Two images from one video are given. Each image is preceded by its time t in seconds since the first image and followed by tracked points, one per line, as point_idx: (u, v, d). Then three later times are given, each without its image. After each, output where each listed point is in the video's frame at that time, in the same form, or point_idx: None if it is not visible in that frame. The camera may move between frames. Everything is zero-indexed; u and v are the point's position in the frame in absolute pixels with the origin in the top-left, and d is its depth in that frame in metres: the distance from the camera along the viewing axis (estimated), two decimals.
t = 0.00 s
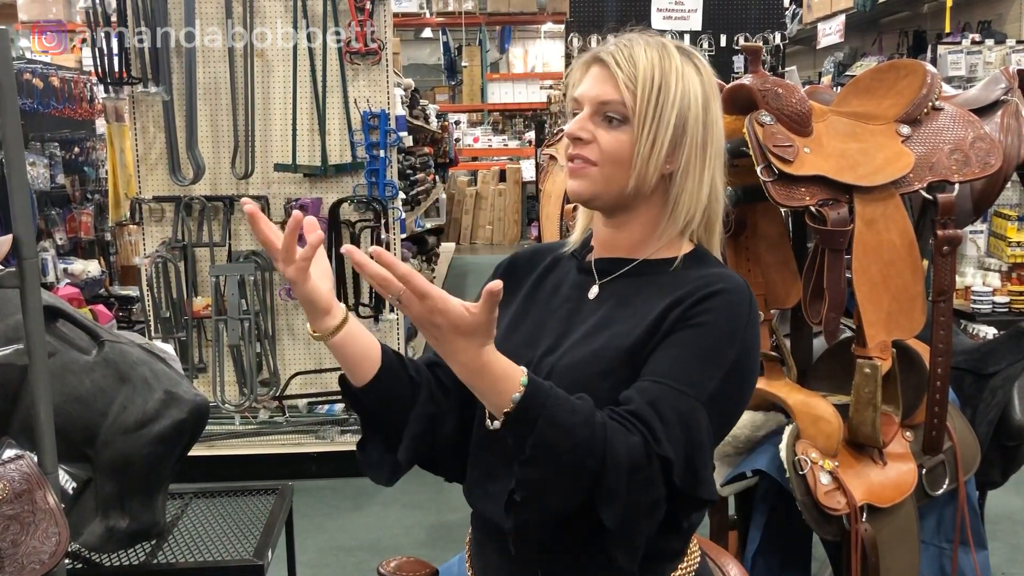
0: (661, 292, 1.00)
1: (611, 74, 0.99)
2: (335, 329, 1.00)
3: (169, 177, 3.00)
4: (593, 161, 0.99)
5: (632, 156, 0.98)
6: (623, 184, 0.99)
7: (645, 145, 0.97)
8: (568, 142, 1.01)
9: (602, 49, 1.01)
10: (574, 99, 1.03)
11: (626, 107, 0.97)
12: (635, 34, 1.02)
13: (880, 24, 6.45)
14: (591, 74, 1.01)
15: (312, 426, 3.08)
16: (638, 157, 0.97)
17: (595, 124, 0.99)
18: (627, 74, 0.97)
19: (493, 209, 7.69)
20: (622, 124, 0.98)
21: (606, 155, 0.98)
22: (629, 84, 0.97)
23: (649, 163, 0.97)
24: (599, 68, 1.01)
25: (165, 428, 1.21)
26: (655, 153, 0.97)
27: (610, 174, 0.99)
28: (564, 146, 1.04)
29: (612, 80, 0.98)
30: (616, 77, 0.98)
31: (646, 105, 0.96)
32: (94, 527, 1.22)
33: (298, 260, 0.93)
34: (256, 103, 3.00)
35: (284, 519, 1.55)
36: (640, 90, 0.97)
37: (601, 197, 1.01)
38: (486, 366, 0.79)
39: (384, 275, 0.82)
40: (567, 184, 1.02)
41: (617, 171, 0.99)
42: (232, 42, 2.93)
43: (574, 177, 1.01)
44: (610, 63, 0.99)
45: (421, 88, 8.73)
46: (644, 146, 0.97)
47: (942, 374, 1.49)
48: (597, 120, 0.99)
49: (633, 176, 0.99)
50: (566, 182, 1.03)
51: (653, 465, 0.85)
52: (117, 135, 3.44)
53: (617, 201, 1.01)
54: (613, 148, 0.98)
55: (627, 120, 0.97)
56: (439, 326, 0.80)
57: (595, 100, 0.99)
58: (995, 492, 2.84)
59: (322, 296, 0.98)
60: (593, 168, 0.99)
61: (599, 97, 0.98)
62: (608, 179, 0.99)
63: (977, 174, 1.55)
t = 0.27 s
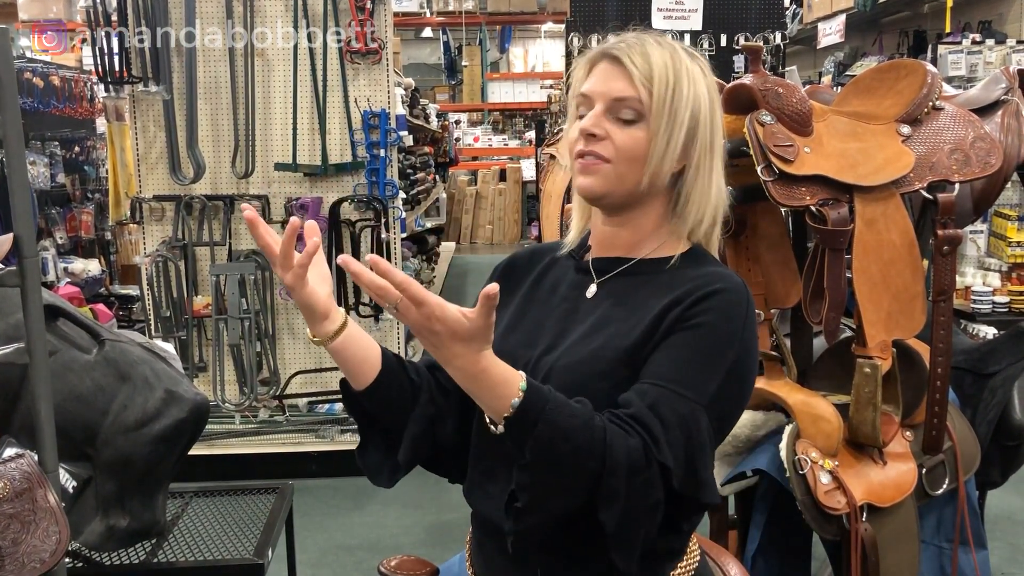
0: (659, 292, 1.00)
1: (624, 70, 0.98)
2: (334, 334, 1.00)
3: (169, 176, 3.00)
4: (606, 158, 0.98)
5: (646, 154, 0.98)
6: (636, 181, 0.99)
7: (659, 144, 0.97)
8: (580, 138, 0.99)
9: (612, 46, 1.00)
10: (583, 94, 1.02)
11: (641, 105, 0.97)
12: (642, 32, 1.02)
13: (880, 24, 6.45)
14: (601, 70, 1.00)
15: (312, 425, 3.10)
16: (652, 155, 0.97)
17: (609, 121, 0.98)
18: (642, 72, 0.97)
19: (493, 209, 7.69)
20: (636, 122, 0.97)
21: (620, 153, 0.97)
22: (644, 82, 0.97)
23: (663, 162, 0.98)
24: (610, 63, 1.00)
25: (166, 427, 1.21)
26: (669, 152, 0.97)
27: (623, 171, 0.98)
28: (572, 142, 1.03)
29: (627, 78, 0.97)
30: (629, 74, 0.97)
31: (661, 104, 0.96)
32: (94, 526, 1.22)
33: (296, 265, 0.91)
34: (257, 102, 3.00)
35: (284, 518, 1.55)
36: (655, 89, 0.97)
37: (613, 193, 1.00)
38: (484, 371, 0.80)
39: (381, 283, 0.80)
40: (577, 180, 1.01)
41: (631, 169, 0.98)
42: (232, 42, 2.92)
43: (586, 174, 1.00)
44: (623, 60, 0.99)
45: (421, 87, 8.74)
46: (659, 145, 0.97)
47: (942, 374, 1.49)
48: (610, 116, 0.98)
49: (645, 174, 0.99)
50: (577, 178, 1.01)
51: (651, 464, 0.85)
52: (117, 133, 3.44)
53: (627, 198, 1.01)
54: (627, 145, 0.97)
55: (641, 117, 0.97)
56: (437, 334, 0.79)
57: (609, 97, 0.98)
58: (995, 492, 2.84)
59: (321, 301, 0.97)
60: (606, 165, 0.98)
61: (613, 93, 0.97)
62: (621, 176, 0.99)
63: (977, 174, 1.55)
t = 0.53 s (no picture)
0: (658, 292, 1.00)
1: (655, 75, 1.00)
2: (335, 342, 1.00)
3: (170, 175, 3.00)
4: (645, 161, 0.99)
5: (678, 157, 1.01)
6: (665, 183, 1.02)
7: (692, 148, 1.01)
8: (615, 141, 0.99)
9: (637, 47, 1.01)
10: (607, 95, 1.01)
11: (675, 109, 1.00)
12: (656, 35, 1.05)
13: (880, 24, 6.45)
14: (627, 70, 1.00)
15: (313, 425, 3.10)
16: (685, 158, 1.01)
17: (645, 124, 0.99)
18: (675, 78, 1.00)
19: (493, 209, 7.70)
20: (668, 126, 1.00)
21: (658, 157, 0.99)
22: (677, 87, 1.00)
23: (693, 165, 1.03)
24: (635, 65, 1.01)
25: (166, 427, 1.21)
26: (699, 157, 1.02)
27: (657, 174, 1.00)
28: (596, 144, 1.01)
29: (659, 82, 1.00)
30: (662, 78, 1.00)
31: (693, 109, 1.00)
32: (95, 526, 1.23)
33: (294, 273, 0.92)
34: (257, 101, 3.00)
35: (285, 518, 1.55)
36: (685, 91, 1.00)
37: (645, 196, 1.02)
38: (488, 386, 0.80)
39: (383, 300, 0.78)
40: (610, 183, 1.00)
41: (664, 172, 1.01)
42: (232, 42, 2.93)
43: (622, 177, 1.00)
44: (653, 64, 1.00)
45: (422, 87, 8.75)
46: (691, 149, 1.01)
47: (942, 374, 1.49)
48: (644, 119, 0.99)
49: (673, 176, 1.03)
50: (608, 181, 1.00)
51: (652, 464, 0.85)
52: (118, 133, 3.43)
53: (653, 200, 1.03)
54: (664, 149, 1.00)
55: (674, 121, 1.00)
56: (439, 350, 0.79)
57: (642, 100, 0.99)
58: (995, 492, 2.84)
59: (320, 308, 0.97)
60: (644, 169, 0.99)
61: (648, 97, 0.99)
62: (654, 179, 1.01)
63: (977, 174, 1.55)
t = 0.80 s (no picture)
0: (658, 296, 1.00)
1: (658, 76, 1.00)
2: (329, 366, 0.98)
3: (170, 175, 3.00)
4: (650, 164, 0.99)
5: (680, 158, 1.02)
6: (667, 185, 1.03)
7: (694, 149, 1.02)
8: (621, 143, 0.98)
9: (639, 48, 1.01)
10: (611, 96, 1.01)
11: (678, 111, 1.00)
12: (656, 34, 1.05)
13: (881, 24, 6.45)
14: (630, 71, 1.00)
15: (313, 425, 3.11)
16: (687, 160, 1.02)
17: (650, 126, 0.99)
18: (678, 79, 1.00)
19: (493, 208, 7.70)
20: (671, 127, 1.01)
21: (663, 159, 0.99)
22: (680, 89, 1.00)
23: (694, 166, 1.04)
24: (637, 66, 1.01)
25: (166, 427, 1.21)
26: (700, 158, 1.03)
27: (661, 176, 1.01)
28: (600, 145, 1.01)
29: (663, 83, 1.00)
30: (665, 80, 1.00)
31: (695, 110, 1.01)
32: (95, 526, 1.22)
33: (283, 310, 0.87)
34: (257, 101, 3.00)
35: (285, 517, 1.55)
36: (687, 92, 1.01)
37: (649, 198, 1.01)
38: (481, 413, 0.79)
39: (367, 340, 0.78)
40: (615, 186, 1.00)
41: (667, 174, 1.01)
42: (232, 42, 2.93)
43: (627, 179, 0.99)
44: (656, 64, 1.00)
45: (422, 87, 8.75)
46: (693, 151, 1.02)
47: (942, 374, 1.49)
48: (649, 120, 0.99)
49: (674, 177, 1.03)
50: (613, 183, 1.00)
51: (650, 468, 0.85)
52: (118, 133, 3.43)
53: (655, 202, 1.03)
54: (669, 151, 1.00)
55: (677, 123, 1.01)
56: (428, 383, 0.78)
57: (647, 102, 0.99)
58: (995, 492, 2.84)
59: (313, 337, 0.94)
60: (649, 172, 0.99)
61: (652, 99, 0.99)
62: (658, 181, 1.01)
63: (977, 174, 1.55)
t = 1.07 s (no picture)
0: (654, 299, 0.99)
1: (657, 75, 1.00)
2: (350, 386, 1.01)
3: (171, 175, 3.01)
4: (646, 163, 0.99)
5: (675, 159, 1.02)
6: (662, 186, 1.03)
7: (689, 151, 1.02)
8: (617, 141, 0.98)
9: (638, 46, 1.01)
10: (608, 94, 1.00)
11: (675, 112, 1.01)
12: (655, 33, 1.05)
13: (881, 24, 6.45)
14: (627, 69, 1.00)
15: (313, 425, 3.11)
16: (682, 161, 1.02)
17: (647, 126, 0.99)
18: (677, 80, 1.00)
19: (493, 208, 7.71)
20: (668, 128, 1.01)
21: (658, 159, 1.00)
22: (679, 90, 1.00)
23: (688, 168, 1.04)
24: (636, 65, 1.01)
25: (167, 427, 1.21)
26: (694, 160, 1.04)
27: (655, 177, 1.01)
28: (595, 143, 1.01)
29: (661, 83, 1.00)
30: (664, 80, 1.00)
31: (692, 112, 1.01)
32: (96, 526, 1.23)
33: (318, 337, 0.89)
34: (258, 101, 3.00)
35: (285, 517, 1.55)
36: (685, 93, 1.01)
37: (643, 199, 1.01)
38: (510, 428, 0.80)
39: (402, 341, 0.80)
40: (609, 185, 1.00)
41: (662, 175, 1.01)
42: (232, 42, 2.93)
43: (622, 178, 0.99)
44: (654, 64, 1.00)
45: (422, 87, 8.76)
46: (688, 152, 1.03)
47: (942, 374, 1.49)
48: (646, 120, 0.99)
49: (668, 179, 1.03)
50: (608, 182, 1.00)
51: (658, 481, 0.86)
52: (119, 133, 3.43)
53: (648, 202, 1.03)
54: (665, 152, 1.00)
55: (673, 124, 1.01)
56: (458, 398, 0.80)
57: (644, 101, 0.99)
58: (995, 492, 2.84)
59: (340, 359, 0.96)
60: (644, 172, 0.99)
61: (650, 98, 0.99)
62: (653, 182, 1.01)
63: (977, 174, 1.55)
